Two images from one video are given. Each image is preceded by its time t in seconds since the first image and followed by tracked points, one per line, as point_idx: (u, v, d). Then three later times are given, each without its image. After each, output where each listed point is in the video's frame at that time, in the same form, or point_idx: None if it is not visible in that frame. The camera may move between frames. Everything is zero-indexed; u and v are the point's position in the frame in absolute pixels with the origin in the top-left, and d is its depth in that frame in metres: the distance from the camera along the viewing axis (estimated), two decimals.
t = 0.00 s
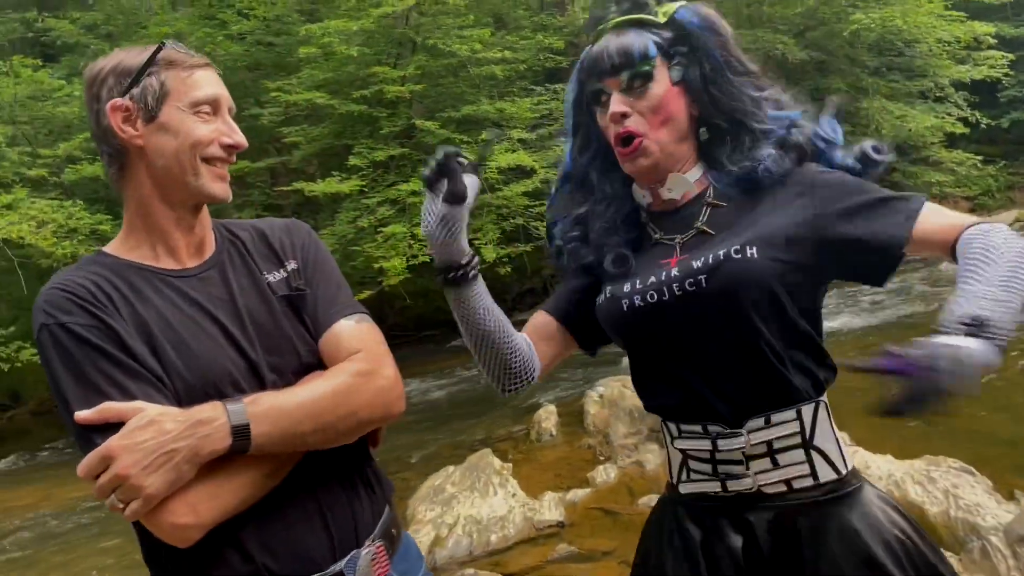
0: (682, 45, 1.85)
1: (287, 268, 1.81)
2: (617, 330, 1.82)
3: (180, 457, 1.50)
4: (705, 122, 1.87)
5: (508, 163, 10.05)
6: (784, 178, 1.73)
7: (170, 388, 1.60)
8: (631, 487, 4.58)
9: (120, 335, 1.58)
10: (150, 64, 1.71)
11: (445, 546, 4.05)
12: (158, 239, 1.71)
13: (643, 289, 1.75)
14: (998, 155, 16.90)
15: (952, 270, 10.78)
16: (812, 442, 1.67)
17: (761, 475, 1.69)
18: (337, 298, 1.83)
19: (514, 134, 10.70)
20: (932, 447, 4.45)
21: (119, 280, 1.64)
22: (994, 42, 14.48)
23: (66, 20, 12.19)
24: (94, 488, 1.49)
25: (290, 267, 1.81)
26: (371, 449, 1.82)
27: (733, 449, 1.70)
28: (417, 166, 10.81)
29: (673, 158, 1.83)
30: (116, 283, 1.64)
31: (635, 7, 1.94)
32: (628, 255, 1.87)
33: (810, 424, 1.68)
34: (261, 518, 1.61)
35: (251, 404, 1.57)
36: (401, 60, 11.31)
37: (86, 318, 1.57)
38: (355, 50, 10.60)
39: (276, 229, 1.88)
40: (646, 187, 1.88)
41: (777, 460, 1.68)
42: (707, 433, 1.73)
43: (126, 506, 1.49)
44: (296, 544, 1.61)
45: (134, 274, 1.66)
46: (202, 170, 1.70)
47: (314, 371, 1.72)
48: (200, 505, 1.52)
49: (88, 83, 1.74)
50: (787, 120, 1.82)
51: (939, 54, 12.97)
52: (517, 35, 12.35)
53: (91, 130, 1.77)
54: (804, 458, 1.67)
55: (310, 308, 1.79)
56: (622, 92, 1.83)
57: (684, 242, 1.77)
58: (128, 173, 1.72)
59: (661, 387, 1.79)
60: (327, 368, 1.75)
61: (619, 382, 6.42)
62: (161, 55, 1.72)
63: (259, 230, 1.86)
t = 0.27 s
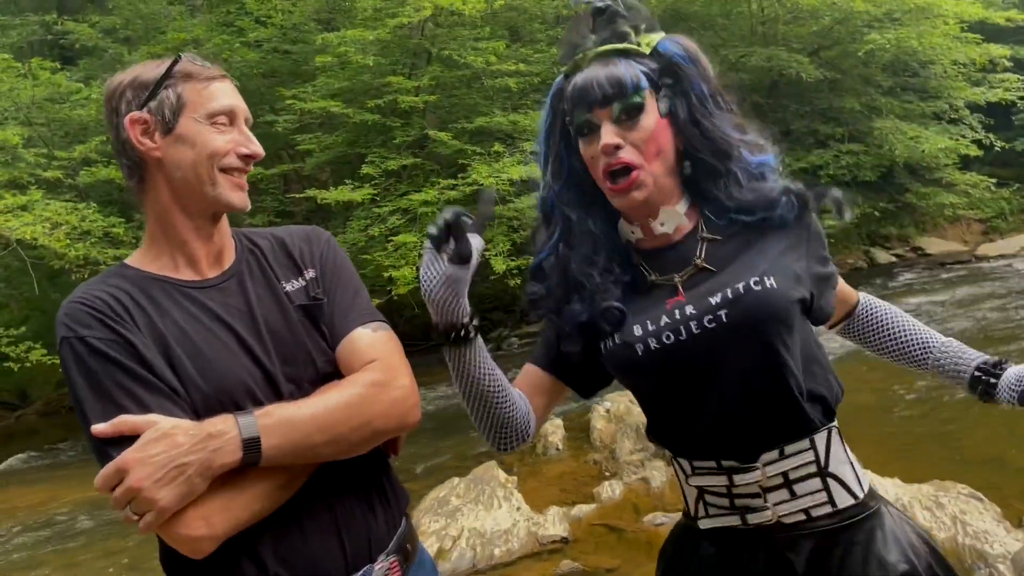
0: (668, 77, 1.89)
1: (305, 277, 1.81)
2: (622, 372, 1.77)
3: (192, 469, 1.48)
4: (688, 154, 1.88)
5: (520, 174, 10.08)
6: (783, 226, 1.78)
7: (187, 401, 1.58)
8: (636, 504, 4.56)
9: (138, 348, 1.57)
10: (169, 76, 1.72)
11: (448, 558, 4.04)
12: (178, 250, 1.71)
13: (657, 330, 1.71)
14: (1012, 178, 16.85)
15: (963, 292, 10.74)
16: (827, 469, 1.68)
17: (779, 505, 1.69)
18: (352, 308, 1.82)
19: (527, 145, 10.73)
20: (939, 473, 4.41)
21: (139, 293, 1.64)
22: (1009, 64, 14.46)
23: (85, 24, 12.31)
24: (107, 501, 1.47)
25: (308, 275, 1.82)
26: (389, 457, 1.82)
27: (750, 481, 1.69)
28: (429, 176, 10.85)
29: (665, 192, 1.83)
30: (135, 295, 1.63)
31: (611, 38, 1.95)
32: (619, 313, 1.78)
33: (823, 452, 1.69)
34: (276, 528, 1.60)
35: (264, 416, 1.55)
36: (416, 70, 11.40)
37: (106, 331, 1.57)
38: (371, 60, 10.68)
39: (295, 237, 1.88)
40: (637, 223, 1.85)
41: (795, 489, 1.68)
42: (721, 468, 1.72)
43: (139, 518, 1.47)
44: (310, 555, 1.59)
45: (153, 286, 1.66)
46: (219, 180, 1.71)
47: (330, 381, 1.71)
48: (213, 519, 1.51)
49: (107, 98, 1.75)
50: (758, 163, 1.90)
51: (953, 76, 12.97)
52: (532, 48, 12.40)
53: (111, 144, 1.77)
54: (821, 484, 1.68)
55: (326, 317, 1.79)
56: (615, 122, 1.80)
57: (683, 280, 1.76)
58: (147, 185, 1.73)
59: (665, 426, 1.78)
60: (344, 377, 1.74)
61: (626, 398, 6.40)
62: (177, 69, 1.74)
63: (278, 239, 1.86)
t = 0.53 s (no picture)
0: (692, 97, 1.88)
1: (322, 277, 1.79)
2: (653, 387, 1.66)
3: (203, 464, 1.48)
4: (703, 174, 1.87)
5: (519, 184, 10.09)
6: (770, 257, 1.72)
7: (199, 392, 1.56)
8: (625, 519, 4.54)
9: (153, 337, 1.56)
10: (200, 66, 1.71)
11: (435, 566, 4.03)
12: (196, 241, 1.68)
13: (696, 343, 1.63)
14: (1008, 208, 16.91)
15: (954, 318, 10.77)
16: (836, 468, 1.65)
17: (795, 503, 1.63)
18: (366, 311, 1.81)
19: (526, 156, 10.76)
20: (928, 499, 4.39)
21: (156, 281, 1.62)
22: (1008, 95, 14.55)
23: (90, 17, 12.33)
24: (115, 488, 1.47)
25: (325, 276, 1.79)
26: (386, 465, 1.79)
27: (769, 479, 1.63)
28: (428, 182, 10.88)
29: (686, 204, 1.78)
30: (152, 282, 1.62)
31: (636, 51, 1.90)
32: (650, 330, 1.66)
33: (830, 450, 1.66)
34: (276, 528, 1.57)
35: (276, 415, 1.55)
36: (419, 76, 11.46)
37: (122, 319, 1.55)
38: (375, 66, 10.75)
39: (314, 236, 1.86)
40: (654, 235, 1.78)
41: (808, 485, 1.64)
42: (739, 468, 1.65)
43: (146, 509, 1.47)
44: (309, 555, 1.57)
45: (169, 274, 1.64)
46: (243, 174, 1.69)
47: (340, 385, 1.69)
48: (219, 512, 1.50)
49: (136, 85, 1.73)
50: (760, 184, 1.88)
51: (952, 104, 13.06)
52: (536, 59, 12.43)
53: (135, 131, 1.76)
54: (829, 481, 1.65)
55: (340, 319, 1.77)
56: (651, 132, 1.78)
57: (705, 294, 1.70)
58: (170, 174, 1.71)
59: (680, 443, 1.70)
60: (354, 381, 1.72)
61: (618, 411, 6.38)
62: (209, 61, 1.71)
63: (297, 236, 1.84)
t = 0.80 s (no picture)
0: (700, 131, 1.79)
1: (340, 283, 1.81)
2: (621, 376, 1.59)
3: (228, 458, 1.51)
4: (702, 201, 1.79)
5: (496, 189, 10.17)
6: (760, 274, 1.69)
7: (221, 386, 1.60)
8: (587, 525, 4.64)
9: (182, 332, 1.59)
10: (248, 75, 1.72)
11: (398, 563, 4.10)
12: (227, 241, 1.72)
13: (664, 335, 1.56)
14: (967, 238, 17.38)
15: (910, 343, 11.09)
16: (777, 480, 1.59)
17: (731, 509, 1.58)
18: (380, 318, 1.84)
19: (504, 161, 10.86)
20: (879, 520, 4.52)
21: (186, 277, 1.65)
22: (974, 129, 14.98)
23: None
24: (140, 474, 1.49)
25: (343, 281, 1.82)
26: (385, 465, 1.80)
27: (704, 483, 1.58)
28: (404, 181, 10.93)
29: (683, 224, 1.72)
30: (183, 278, 1.65)
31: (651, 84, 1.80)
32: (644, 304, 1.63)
33: (775, 463, 1.60)
34: (287, 521, 1.62)
35: (296, 415, 1.58)
36: (401, 75, 11.48)
37: (154, 312, 1.58)
38: (358, 61, 10.66)
39: (334, 242, 1.88)
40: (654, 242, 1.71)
41: (744, 494, 1.58)
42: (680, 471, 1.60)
43: (168, 496, 1.49)
44: (314, 551, 1.62)
45: (198, 272, 1.67)
46: (281, 184, 1.71)
47: (352, 389, 1.72)
48: (237, 505, 1.53)
49: (181, 86, 1.74)
50: (764, 217, 1.77)
51: (920, 135, 13.41)
52: (519, 66, 12.54)
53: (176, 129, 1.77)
54: (768, 492, 1.58)
55: (356, 325, 1.80)
56: (667, 155, 1.70)
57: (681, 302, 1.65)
58: (207, 175, 1.72)
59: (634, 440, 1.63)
60: (365, 386, 1.75)
61: (582, 420, 6.50)
62: (258, 72, 1.73)
63: (318, 241, 1.86)
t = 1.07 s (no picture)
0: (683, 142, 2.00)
1: (335, 276, 1.81)
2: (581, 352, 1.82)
3: (240, 431, 1.53)
4: (680, 207, 2.00)
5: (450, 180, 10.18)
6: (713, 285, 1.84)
7: (228, 368, 1.60)
8: (527, 516, 4.74)
9: (194, 315, 1.58)
10: (263, 77, 1.72)
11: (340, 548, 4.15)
12: (233, 230, 1.71)
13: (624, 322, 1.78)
14: (901, 256, 18.00)
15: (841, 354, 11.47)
16: (723, 474, 1.76)
17: (679, 496, 1.75)
18: (374, 312, 1.86)
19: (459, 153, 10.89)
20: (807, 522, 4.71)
21: (196, 261, 1.64)
22: (913, 151, 15.51)
23: None
24: (155, 442, 1.51)
25: (338, 275, 1.82)
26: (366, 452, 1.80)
27: (660, 470, 1.74)
28: (356, 167, 10.89)
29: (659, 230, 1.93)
30: (192, 260, 1.64)
31: (643, 96, 2.02)
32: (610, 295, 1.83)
33: (723, 458, 1.77)
34: (282, 496, 1.62)
35: (302, 395, 1.60)
36: (359, 59, 11.38)
37: (169, 293, 1.57)
38: (317, 41, 10.51)
39: (329, 238, 1.88)
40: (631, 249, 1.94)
41: (693, 483, 1.75)
42: (637, 457, 1.75)
43: (182, 465, 1.51)
44: (304, 525, 1.62)
45: (206, 258, 1.66)
46: (290, 182, 1.71)
47: (345, 375, 1.73)
48: (245, 476, 1.54)
49: (194, 84, 1.71)
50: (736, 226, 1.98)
51: (862, 153, 13.83)
52: (478, 58, 12.55)
53: (186, 124, 1.75)
54: (714, 485, 1.76)
55: (350, 317, 1.80)
56: (640, 166, 1.91)
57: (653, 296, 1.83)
58: (218, 168, 1.70)
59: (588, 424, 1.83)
60: (357, 375, 1.76)
61: (525, 414, 6.63)
62: (272, 75, 1.72)
63: (314, 236, 1.86)
